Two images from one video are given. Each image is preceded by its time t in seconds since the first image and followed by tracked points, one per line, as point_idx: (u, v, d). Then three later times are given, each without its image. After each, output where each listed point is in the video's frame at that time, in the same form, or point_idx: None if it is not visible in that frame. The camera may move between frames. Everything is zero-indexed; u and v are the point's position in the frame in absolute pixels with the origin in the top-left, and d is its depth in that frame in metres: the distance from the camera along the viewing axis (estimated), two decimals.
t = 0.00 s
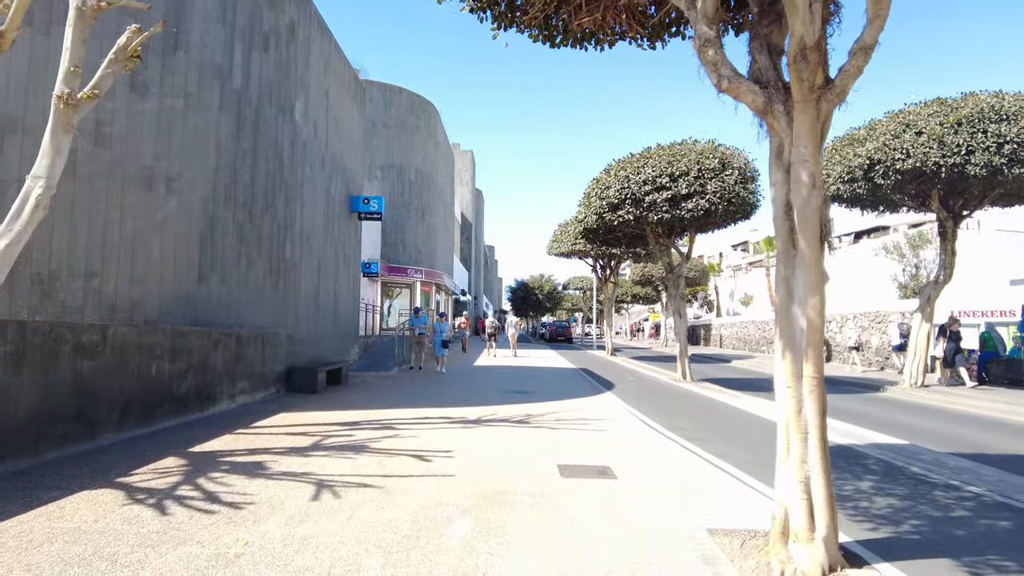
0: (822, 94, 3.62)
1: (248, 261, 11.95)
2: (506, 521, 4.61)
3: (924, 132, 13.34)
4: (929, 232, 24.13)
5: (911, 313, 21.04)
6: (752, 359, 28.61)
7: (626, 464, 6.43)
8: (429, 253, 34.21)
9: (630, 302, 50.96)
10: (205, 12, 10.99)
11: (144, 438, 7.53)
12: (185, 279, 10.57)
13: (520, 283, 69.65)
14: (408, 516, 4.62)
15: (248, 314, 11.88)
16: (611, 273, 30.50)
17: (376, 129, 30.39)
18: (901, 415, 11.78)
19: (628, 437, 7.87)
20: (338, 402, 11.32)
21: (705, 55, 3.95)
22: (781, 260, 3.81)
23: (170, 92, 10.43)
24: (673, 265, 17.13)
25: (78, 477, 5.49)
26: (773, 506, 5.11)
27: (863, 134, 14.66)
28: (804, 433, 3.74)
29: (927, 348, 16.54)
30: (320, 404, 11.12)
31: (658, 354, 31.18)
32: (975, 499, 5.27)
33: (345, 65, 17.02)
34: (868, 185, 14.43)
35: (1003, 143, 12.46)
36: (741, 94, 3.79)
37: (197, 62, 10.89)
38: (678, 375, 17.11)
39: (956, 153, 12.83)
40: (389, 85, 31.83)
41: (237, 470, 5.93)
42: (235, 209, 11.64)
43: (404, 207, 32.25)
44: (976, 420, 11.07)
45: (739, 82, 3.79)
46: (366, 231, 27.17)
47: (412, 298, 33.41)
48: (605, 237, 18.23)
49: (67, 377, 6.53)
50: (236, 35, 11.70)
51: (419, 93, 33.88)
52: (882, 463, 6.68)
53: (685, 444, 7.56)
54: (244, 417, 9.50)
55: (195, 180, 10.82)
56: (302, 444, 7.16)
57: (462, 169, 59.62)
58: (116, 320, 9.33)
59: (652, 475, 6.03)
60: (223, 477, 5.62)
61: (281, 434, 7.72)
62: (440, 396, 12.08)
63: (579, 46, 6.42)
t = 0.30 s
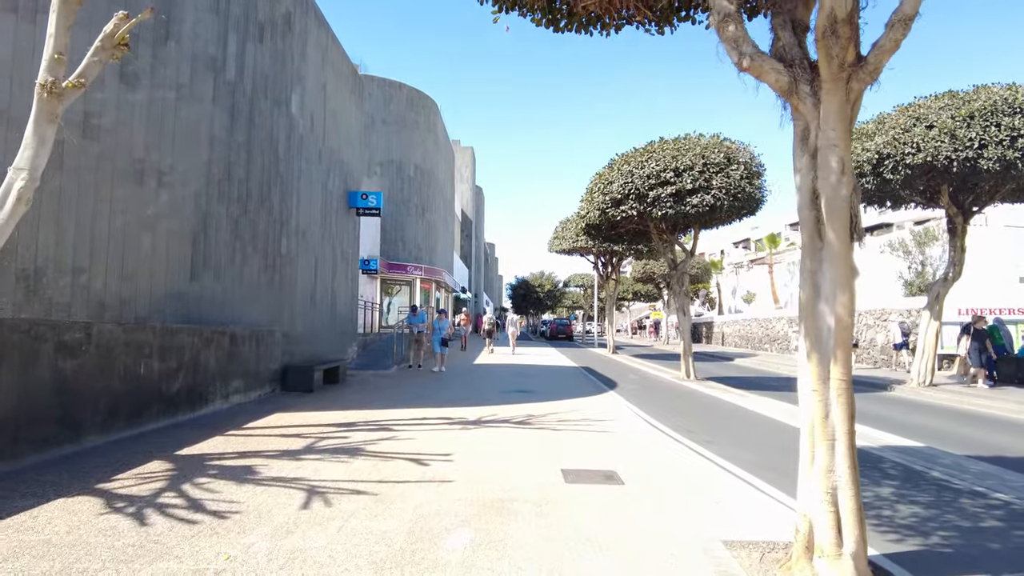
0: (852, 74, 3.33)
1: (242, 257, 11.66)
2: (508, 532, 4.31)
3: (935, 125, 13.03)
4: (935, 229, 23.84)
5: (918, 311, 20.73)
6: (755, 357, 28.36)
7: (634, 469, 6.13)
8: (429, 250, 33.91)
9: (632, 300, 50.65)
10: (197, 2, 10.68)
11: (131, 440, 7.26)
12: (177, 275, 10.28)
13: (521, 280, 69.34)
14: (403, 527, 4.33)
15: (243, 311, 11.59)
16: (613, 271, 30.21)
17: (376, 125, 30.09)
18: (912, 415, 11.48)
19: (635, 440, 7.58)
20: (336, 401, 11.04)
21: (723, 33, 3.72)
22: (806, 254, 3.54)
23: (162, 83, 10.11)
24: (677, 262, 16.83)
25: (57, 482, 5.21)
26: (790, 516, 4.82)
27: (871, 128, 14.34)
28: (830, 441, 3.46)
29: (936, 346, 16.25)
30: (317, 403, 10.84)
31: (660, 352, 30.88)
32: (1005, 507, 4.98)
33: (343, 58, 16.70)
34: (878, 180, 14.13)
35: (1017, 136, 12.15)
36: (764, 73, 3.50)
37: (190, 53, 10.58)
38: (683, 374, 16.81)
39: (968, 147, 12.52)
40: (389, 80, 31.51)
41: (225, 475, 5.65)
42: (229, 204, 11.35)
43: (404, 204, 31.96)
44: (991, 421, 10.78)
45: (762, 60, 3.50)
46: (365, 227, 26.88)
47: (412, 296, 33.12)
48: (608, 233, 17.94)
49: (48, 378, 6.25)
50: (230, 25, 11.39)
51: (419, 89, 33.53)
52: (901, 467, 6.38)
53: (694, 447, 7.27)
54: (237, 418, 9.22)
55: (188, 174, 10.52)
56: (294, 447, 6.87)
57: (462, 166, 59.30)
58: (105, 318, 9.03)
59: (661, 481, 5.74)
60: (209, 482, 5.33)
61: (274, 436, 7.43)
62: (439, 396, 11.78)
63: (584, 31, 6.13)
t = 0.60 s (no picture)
0: (882, 43, 3.02)
1: (233, 255, 11.33)
2: (501, 548, 3.98)
3: (945, 119, 12.70)
4: (941, 225, 23.55)
5: (924, 309, 20.40)
6: (758, 356, 28.04)
7: (637, 477, 5.81)
8: (428, 249, 33.59)
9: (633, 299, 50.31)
10: None
11: (111, 446, 6.93)
12: (164, 273, 9.93)
13: (521, 279, 69.02)
14: (390, 543, 4.01)
15: (233, 311, 11.25)
16: (614, 269, 29.89)
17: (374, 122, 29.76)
18: (923, 417, 11.15)
19: (638, 444, 7.26)
20: (329, 403, 10.72)
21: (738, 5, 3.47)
22: (829, 245, 3.21)
23: (149, 75, 9.74)
24: (680, 260, 16.50)
25: (24, 493, 4.89)
26: (805, 530, 4.49)
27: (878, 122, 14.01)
28: (857, 450, 3.12)
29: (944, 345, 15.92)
30: (309, 406, 10.52)
31: (662, 351, 30.58)
32: None
33: (339, 52, 16.40)
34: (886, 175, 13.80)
35: None
36: (783, 41, 3.23)
37: (178, 43, 10.24)
38: (685, 374, 16.49)
39: (979, 140, 12.20)
40: (387, 78, 31.20)
41: (204, 484, 5.32)
42: (219, 200, 11.02)
43: (402, 202, 31.65)
44: (1004, 422, 10.46)
45: (782, 28, 3.23)
46: (363, 226, 26.57)
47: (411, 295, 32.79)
48: (609, 231, 17.62)
49: (20, 381, 5.92)
50: (219, 17, 11.07)
51: (418, 87, 33.19)
52: (919, 473, 6.05)
53: (700, 451, 6.95)
54: (226, 421, 8.90)
55: (175, 169, 10.17)
56: (281, 453, 6.55)
57: (461, 165, 58.99)
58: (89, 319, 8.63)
59: (667, 490, 5.40)
60: (186, 492, 5.00)
61: (261, 442, 7.11)
62: (436, 398, 11.46)
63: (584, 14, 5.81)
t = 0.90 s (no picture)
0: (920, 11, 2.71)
1: (223, 253, 11.01)
2: (495, 570, 3.66)
3: (955, 113, 12.37)
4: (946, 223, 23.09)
5: (931, 309, 20.07)
6: (760, 356, 27.73)
7: (641, 486, 5.49)
8: (427, 249, 33.26)
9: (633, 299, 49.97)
10: None
11: (90, 453, 6.61)
12: (152, 273, 9.59)
13: (521, 279, 68.75)
14: (375, 564, 3.69)
15: (224, 311, 10.93)
16: (615, 269, 29.57)
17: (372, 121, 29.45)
18: (935, 419, 10.83)
19: (642, 450, 6.95)
20: (322, 406, 10.42)
21: None
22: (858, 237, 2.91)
23: (135, 68, 9.40)
24: (682, 259, 16.18)
25: None
26: (822, 548, 4.18)
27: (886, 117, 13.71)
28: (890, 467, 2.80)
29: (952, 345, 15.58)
30: (302, 409, 10.22)
31: (663, 351, 30.27)
32: None
33: (335, 48, 16.11)
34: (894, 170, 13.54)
35: None
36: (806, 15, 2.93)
37: (165, 35, 9.92)
38: (688, 375, 16.17)
39: (991, 134, 11.88)
40: (385, 75, 30.88)
41: (183, 494, 5.01)
42: (208, 196, 10.71)
43: (401, 201, 31.34)
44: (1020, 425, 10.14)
45: None
46: (361, 225, 26.26)
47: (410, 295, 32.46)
48: (610, 230, 17.32)
49: None
50: (209, 9, 10.76)
51: (417, 84, 32.86)
52: (938, 482, 5.73)
53: (707, 459, 6.63)
54: (214, 425, 8.60)
55: (163, 165, 9.83)
56: (267, 461, 6.23)
57: (461, 164, 58.76)
58: (72, 321, 8.27)
59: (674, 502, 5.09)
60: (160, 505, 4.69)
61: (247, 448, 6.80)
62: (433, 400, 11.17)
63: None
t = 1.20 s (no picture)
0: None
1: (218, 248, 10.71)
2: None
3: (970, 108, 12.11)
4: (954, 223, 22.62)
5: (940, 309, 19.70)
6: (763, 357, 27.38)
7: (653, 495, 5.17)
8: (426, 247, 32.92)
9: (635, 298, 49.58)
10: None
11: (70, 456, 6.28)
12: (143, 268, 9.27)
13: (521, 278, 68.37)
14: None
15: (218, 308, 10.62)
16: (617, 268, 29.24)
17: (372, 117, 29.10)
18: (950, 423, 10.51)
19: (651, 456, 6.63)
20: (317, 407, 10.09)
21: None
22: (912, 225, 2.90)
23: (125, 56, 9.06)
24: (688, 257, 15.86)
25: None
26: (852, 567, 3.87)
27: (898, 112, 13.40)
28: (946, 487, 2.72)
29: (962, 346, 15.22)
30: (296, 409, 9.90)
31: (665, 351, 29.95)
32: None
33: (334, 40, 15.81)
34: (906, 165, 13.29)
35: None
36: None
37: (157, 23, 9.58)
38: (692, 376, 15.84)
39: (1008, 130, 11.57)
40: (386, 71, 30.56)
41: (164, 501, 4.69)
42: (202, 190, 10.39)
43: (401, 199, 30.99)
44: None
45: None
46: (361, 223, 25.92)
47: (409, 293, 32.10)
48: (614, 227, 17.01)
49: None
50: None
51: (417, 81, 32.49)
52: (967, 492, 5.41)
53: (720, 465, 6.31)
54: (204, 426, 8.28)
55: (154, 157, 9.50)
56: (256, 465, 5.90)
57: (462, 162, 58.38)
58: (57, 317, 7.93)
59: (687, 513, 4.78)
60: (138, 514, 4.36)
61: (237, 451, 6.49)
62: (432, 400, 10.84)
63: None
